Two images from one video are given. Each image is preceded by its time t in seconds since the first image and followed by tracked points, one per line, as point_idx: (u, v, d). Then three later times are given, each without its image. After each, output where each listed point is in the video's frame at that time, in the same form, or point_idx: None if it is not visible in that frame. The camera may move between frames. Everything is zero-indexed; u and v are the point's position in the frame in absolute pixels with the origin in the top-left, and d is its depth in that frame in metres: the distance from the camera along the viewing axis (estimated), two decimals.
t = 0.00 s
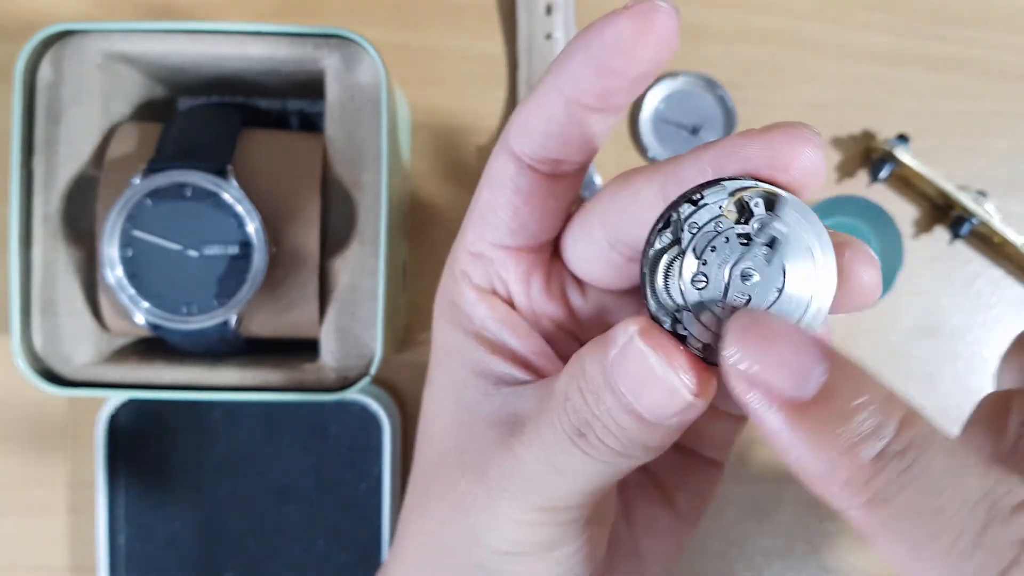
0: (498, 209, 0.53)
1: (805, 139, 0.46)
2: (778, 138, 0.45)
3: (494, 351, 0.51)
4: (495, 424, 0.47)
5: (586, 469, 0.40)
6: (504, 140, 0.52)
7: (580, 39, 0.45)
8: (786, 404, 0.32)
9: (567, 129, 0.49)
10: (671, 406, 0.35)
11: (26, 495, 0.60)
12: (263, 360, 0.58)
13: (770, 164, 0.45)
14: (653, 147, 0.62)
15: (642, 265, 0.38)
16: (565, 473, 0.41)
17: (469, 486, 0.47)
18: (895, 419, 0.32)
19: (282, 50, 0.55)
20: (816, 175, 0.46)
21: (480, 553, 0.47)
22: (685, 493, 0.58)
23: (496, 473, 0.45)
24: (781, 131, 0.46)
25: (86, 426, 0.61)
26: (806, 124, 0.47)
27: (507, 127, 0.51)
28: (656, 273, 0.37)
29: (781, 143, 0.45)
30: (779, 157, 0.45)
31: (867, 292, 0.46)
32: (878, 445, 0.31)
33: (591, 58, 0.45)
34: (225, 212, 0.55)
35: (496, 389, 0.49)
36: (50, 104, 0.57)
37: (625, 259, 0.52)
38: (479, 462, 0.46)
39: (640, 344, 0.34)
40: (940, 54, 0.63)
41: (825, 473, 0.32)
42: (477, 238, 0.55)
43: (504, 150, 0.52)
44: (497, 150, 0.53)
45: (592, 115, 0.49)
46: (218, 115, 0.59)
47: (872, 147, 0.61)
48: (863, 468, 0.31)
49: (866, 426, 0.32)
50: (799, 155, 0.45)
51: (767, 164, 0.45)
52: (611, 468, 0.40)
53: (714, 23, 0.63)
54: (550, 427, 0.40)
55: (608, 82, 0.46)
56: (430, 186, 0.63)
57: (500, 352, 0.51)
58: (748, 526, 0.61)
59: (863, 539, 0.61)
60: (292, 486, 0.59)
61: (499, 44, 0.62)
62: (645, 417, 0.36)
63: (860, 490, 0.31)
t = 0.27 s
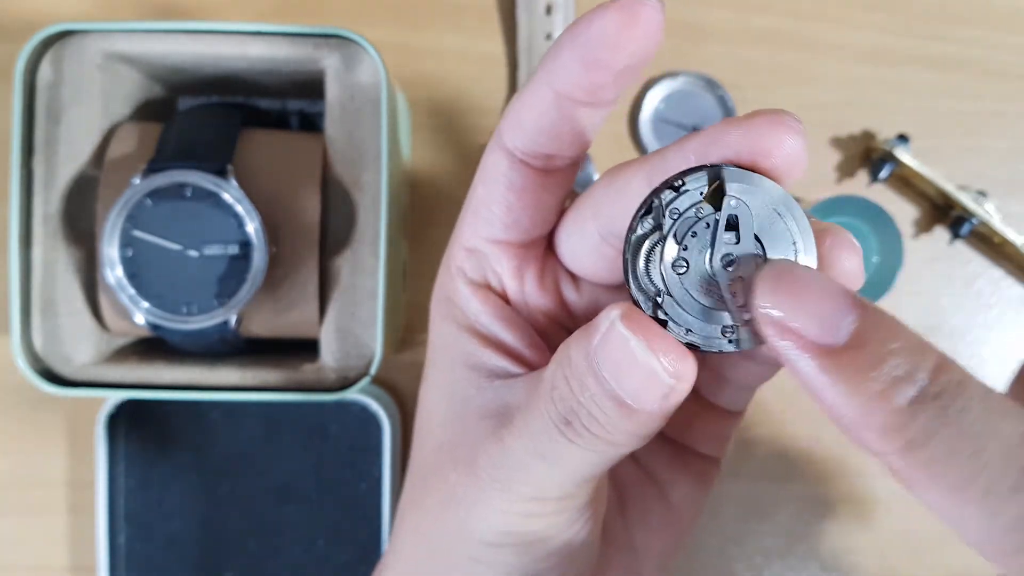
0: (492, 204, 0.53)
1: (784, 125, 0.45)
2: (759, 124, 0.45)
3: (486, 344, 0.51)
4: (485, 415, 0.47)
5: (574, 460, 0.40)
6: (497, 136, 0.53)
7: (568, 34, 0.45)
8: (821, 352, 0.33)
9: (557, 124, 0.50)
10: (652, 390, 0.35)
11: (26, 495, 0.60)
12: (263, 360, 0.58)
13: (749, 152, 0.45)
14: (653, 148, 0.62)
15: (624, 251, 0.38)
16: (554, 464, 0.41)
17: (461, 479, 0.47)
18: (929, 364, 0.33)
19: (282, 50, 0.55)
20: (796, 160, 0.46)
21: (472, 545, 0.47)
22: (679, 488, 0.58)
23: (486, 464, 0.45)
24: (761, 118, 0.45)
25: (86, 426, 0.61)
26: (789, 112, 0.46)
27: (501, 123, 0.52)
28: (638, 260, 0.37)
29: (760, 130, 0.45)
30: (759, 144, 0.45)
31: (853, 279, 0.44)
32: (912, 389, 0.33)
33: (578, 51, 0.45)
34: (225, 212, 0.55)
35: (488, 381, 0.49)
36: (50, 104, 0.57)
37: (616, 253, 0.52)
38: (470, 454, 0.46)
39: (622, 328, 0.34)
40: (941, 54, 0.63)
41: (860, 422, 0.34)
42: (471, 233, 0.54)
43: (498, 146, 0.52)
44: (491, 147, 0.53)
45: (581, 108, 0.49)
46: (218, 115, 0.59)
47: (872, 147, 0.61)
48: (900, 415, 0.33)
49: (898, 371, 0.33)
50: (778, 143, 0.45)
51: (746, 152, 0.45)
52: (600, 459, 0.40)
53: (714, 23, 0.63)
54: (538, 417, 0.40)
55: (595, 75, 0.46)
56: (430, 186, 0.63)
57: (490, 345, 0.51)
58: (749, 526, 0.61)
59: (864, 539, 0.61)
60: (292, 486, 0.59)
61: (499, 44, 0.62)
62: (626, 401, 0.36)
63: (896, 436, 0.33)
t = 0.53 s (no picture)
0: (479, 198, 0.53)
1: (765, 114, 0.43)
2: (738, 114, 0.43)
3: (475, 340, 0.51)
4: (472, 410, 0.47)
5: (560, 451, 0.39)
6: (484, 131, 0.52)
7: (552, 28, 0.45)
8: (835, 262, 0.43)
9: (544, 117, 0.49)
10: (632, 379, 0.34)
11: (26, 495, 0.60)
12: (263, 360, 0.58)
13: (731, 140, 0.43)
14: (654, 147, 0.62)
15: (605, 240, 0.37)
16: (540, 457, 0.40)
17: (448, 473, 0.46)
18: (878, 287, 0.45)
19: (281, 50, 0.55)
20: (778, 153, 0.44)
21: (461, 541, 0.47)
22: (671, 484, 0.59)
23: (473, 459, 0.44)
24: (742, 108, 0.44)
25: (86, 425, 0.61)
26: (770, 101, 0.45)
27: (487, 117, 0.51)
28: (619, 248, 0.37)
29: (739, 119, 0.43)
30: (741, 133, 0.43)
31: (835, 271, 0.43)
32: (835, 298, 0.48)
33: (562, 44, 0.45)
34: (225, 212, 0.55)
35: (476, 376, 0.49)
36: (50, 104, 0.57)
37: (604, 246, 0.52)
38: (456, 449, 0.46)
39: (600, 318, 0.34)
40: (941, 54, 0.63)
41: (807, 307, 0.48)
42: (459, 227, 0.55)
43: (484, 140, 0.52)
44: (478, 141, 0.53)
45: (569, 102, 0.49)
46: (217, 115, 0.59)
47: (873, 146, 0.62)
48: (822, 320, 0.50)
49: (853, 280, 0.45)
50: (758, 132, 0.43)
51: (730, 141, 0.43)
52: (587, 450, 0.39)
53: (714, 23, 0.63)
54: (522, 409, 0.39)
55: (581, 67, 0.46)
56: (430, 186, 0.63)
57: (478, 340, 0.51)
58: (748, 526, 0.61)
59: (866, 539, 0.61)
60: (291, 486, 0.59)
61: (499, 43, 0.62)
62: (608, 392, 0.35)
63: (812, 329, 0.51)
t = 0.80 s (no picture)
0: (490, 201, 0.53)
1: (781, 117, 0.42)
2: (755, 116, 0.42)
3: (484, 342, 0.51)
4: (483, 411, 0.47)
5: (571, 453, 0.39)
6: (496, 133, 0.52)
7: (564, 31, 0.45)
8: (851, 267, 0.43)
9: (555, 120, 0.49)
10: (647, 381, 0.34)
11: (25, 496, 0.60)
12: (263, 360, 0.58)
13: (748, 143, 0.41)
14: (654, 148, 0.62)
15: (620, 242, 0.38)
16: (551, 458, 0.40)
17: (458, 474, 0.47)
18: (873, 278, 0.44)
19: (282, 50, 0.55)
20: (793, 157, 0.43)
21: (469, 543, 0.47)
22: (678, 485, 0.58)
23: (483, 460, 0.45)
24: (758, 110, 0.42)
25: (85, 425, 0.61)
26: (783, 104, 0.43)
27: (499, 119, 0.51)
28: (633, 251, 0.37)
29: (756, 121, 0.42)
30: (757, 137, 0.41)
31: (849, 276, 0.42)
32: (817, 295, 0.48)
33: (574, 47, 0.45)
34: (225, 212, 0.55)
35: (486, 378, 0.49)
36: (49, 103, 0.57)
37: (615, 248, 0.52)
38: (466, 449, 0.46)
39: (615, 320, 0.34)
40: (941, 54, 0.63)
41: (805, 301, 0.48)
42: (470, 229, 0.55)
43: (496, 142, 0.52)
44: (490, 143, 0.53)
45: (582, 105, 0.49)
46: (218, 115, 0.59)
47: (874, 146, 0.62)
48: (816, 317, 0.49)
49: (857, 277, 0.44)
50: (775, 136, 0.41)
51: (746, 144, 0.41)
52: (598, 452, 0.39)
53: (714, 23, 0.63)
54: (535, 411, 0.39)
55: (593, 70, 0.46)
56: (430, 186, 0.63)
57: (489, 342, 0.51)
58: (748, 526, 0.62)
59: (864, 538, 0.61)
60: (291, 486, 0.59)
61: (499, 43, 0.62)
62: (622, 394, 0.35)
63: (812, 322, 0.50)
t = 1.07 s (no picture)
0: (490, 202, 0.53)
1: (783, 119, 0.42)
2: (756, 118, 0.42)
3: (484, 343, 0.51)
4: (483, 412, 0.47)
5: (569, 453, 0.39)
6: (496, 134, 0.52)
7: (566, 32, 0.45)
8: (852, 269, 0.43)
9: (555, 121, 0.49)
10: (647, 382, 0.34)
11: (26, 495, 0.60)
12: (263, 360, 0.58)
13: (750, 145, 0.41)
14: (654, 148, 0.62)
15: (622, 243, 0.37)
16: (550, 459, 0.40)
17: (457, 475, 0.47)
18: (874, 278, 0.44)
19: (283, 50, 0.55)
20: (796, 158, 0.42)
21: (468, 544, 0.47)
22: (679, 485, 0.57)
23: (483, 461, 0.45)
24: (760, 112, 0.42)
25: (86, 425, 0.61)
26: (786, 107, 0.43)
27: (499, 120, 0.51)
28: (635, 252, 0.37)
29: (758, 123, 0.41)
30: (759, 138, 0.41)
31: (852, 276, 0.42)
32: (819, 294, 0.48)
33: (576, 47, 0.45)
34: (225, 213, 0.55)
35: (486, 379, 0.49)
36: (49, 103, 0.57)
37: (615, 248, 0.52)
38: (466, 449, 0.46)
39: (616, 320, 0.34)
40: (940, 54, 0.63)
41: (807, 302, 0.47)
42: (470, 230, 0.55)
43: (496, 143, 0.52)
44: (490, 144, 0.53)
45: (582, 106, 0.49)
46: (218, 115, 0.59)
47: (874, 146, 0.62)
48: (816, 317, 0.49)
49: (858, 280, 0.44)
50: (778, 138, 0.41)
51: (749, 145, 0.41)
52: (596, 453, 0.39)
53: (714, 23, 0.63)
54: (535, 412, 0.39)
55: (593, 71, 0.46)
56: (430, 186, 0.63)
57: (489, 342, 0.51)
58: (748, 526, 0.62)
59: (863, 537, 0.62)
60: (292, 486, 0.59)
61: (499, 43, 0.62)
62: (623, 395, 0.35)
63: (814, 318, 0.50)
